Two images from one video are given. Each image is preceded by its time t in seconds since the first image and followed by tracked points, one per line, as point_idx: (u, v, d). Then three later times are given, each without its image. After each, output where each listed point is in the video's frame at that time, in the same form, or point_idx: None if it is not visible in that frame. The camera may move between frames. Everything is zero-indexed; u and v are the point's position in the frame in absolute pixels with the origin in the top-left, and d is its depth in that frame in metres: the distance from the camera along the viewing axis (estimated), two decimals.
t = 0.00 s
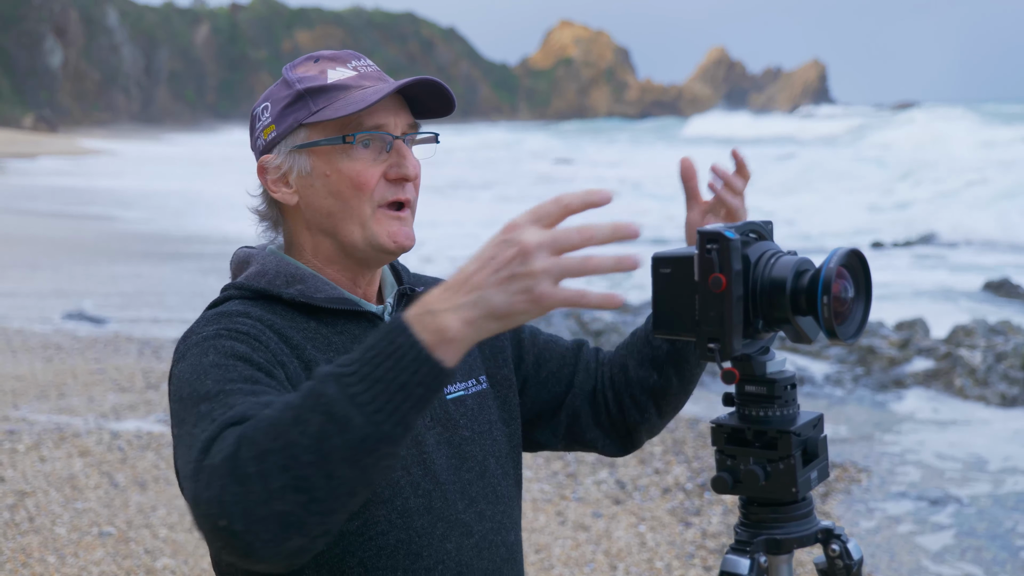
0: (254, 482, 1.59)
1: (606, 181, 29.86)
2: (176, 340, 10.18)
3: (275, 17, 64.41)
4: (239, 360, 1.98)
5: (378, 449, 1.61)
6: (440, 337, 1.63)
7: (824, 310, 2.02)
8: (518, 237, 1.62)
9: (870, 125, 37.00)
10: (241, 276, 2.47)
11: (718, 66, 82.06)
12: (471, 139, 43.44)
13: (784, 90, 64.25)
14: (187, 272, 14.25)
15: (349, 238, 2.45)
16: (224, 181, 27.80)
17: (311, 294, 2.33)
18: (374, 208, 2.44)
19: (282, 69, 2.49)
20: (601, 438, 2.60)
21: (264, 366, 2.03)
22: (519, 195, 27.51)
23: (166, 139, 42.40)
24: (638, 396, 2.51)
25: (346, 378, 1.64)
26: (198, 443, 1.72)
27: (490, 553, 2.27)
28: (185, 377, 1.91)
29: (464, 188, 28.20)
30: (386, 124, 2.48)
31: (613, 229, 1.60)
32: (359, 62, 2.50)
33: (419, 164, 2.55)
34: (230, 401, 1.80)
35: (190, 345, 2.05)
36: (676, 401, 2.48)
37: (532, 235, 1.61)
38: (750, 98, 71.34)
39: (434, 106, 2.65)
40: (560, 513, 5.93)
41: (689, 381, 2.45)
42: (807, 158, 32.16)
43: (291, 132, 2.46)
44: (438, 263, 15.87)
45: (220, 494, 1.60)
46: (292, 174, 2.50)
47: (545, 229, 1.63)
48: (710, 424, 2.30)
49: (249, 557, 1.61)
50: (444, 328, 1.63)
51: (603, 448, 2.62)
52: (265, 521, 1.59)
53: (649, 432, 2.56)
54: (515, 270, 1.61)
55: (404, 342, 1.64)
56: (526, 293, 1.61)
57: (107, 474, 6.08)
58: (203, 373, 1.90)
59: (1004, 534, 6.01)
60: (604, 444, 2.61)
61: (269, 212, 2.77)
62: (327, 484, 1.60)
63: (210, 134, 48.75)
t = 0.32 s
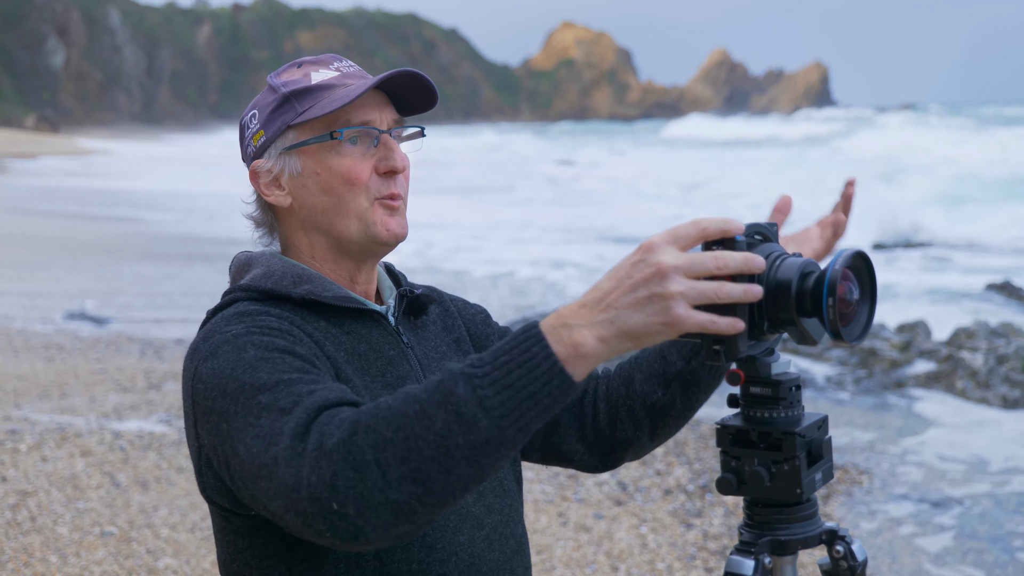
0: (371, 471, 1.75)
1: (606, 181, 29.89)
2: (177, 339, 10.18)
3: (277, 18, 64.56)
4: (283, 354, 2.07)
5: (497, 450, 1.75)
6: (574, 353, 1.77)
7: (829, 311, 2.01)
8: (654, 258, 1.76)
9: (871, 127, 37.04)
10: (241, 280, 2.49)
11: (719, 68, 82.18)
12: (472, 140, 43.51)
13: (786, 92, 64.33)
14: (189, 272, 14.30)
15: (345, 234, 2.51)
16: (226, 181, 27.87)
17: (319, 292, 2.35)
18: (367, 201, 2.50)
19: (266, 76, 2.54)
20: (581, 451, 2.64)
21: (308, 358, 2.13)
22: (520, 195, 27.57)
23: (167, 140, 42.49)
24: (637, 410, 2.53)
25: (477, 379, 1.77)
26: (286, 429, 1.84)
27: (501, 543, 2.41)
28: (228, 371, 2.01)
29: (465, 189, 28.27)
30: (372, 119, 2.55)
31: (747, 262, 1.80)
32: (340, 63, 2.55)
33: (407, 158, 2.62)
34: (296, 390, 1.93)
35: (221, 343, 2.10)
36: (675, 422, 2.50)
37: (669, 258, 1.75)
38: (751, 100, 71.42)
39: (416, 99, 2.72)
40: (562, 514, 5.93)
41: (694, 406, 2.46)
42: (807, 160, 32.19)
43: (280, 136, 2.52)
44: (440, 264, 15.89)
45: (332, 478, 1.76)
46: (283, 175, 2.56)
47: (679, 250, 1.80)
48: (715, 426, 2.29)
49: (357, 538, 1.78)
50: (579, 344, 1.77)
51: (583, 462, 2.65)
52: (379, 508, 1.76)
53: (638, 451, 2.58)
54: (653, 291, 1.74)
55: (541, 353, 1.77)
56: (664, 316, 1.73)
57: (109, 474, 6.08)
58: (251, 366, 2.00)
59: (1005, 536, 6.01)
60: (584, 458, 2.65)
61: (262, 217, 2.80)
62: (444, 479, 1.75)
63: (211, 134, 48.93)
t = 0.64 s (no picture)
0: (386, 470, 1.76)
1: (606, 181, 29.93)
2: (179, 339, 10.18)
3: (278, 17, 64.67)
4: (295, 353, 2.08)
5: (512, 451, 1.75)
6: (590, 354, 1.77)
7: (833, 311, 2.01)
8: (672, 258, 1.76)
9: (870, 129, 37.08)
10: (244, 283, 2.49)
11: (719, 69, 82.24)
12: (473, 141, 43.56)
13: (786, 93, 64.49)
14: (189, 271, 14.31)
15: (347, 236, 2.51)
16: (226, 181, 27.94)
17: (327, 293, 2.35)
18: (367, 203, 2.51)
19: (268, 79, 2.54)
20: (578, 461, 2.65)
21: (319, 357, 2.14)
22: (520, 195, 27.64)
23: (167, 141, 42.56)
24: (640, 430, 2.58)
25: (493, 378, 1.78)
26: (301, 430, 1.86)
27: (512, 538, 2.46)
28: (240, 372, 2.01)
29: (466, 190, 28.32)
30: (372, 121, 2.55)
31: (753, 264, 1.82)
32: (341, 67, 2.55)
33: (406, 159, 2.61)
34: (308, 390, 1.94)
35: (232, 345, 2.10)
36: (676, 444, 2.58)
37: (687, 258, 1.76)
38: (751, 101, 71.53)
39: (417, 100, 2.72)
40: (562, 514, 5.93)
41: (698, 431, 2.57)
42: (808, 161, 32.22)
43: (283, 138, 2.52)
44: (440, 265, 15.89)
45: (348, 477, 1.77)
46: (285, 178, 2.56)
47: (695, 248, 1.80)
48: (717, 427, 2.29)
49: (374, 538, 1.79)
50: (594, 346, 1.77)
51: (578, 473, 2.66)
52: (394, 507, 1.76)
53: (633, 466, 2.63)
54: (671, 290, 1.74)
55: (554, 352, 1.78)
56: (681, 315, 1.73)
57: (109, 474, 6.08)
58: (262, 367, 2.01)
59: (1004, 537, 6.00)
60: (579, 468, 2.66)
61: (263, 219, 2.80)
62: (460, 478, 1.75)
63: (212, 134, 48.99)
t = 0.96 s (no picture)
0: (391, 479, 1.76)
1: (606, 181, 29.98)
2: (179, 341, 10.18)
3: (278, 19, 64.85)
4: (296, 362, 2.08)
5: (517, 456, 1.75)
6: (590, 357, 1.78)
7: (830, 314, 2.01)
8: (671, 261, 1.75)
9: (870, 132, 37.17)
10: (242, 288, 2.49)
11: (718, 71, 82.40)
12: (473, 143, 43.66)
13: (785, 95, 64.71)
14: (189, 273, 14.32)
15: (344, 240, 2.52)
16: (226, 182, 28.01)
17: (325, 299, 2.36)
18: (364, 209, 2.51)
19: (268, 81, 2.54)
20: (574, 466, 2.65)
21: (320, 365, 2.14)
22: (520, 197, 27.72)
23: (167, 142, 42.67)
24: (637, 436, 2.58)
25: (495, 385, 1.78)
26: (305, 440, 1.86)
27: (515, 539, 2.46)
28: (243, 383, 2.02)
29: (466, 192, 28.39)
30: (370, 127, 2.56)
31: (751, 265, 1.82)
32: (341, 72, 2.56)
33: (404, 166, 2.62)
34: (311, 400, 1.94)
35: (233, 354, 2.10)
36: (672, 450, 2.58)
37: (685, 261, 1.76)
38: (751, 103, 71.74)
39: (416, 109, 2.73)
40: (562, 516, 5.94)
41: (695, 437, 2.56)
42: (808, 162, 32.27)
43: (280, 142, 2.52)
44: (440, 266, 15.92)
45: (353, 488, 1.77)
46: (282, 182, 2.56)
47: (692, 250, 1.80)
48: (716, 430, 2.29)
49: (380, 547, 1.79)
50: (594, 349, 1.77)
51: (574, 477, 2.66)
52: (401, 516, 1.77)
53: (629, 471, 2.63)
54: (669, 293, 1.74)
55: (555, 356, 1.78)
56: (680, 317, 1.73)
57: (109, 476, 6.07)
58: (264, 377, 2.01)
59: (1004, 540, 6.00)
60: (576, 472, 2.66)
61: (259, 222, 2.81)
62: (465, 485, 1.75)
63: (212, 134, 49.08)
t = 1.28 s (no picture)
0: (388, 483, 1.77)
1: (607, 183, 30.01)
2: (180, 343, 10.18)
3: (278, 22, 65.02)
4: (294, 364, 2.08)
5: (514, 458, 1.76)
6: (587, 359, 1.78)
7: (829, 317, 2.02)
8: (670, 264, 1.76)
9: (871, 135, 37.15)
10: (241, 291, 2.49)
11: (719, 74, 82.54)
12: (474, 147, 43.76)
13: (786, 97, 64.80)
14: (189, 276, 14.33)
15: (342, 244, 2.53)
16: (227, 185, 28.05)
17: (324, 301, 2.37)
18: (363, 213, 2.52)
19: (268, 85, 2.55)
20: (572, 468, 2.66)
21: (319, 366, 2.14)
22: (520, 200, 27.78)
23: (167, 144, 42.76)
24: (633, 438, 2.58)
25: (492, 388, 1.78)
26: (303, 442, 1.87)
27: (515, 540, 2.46)
28: (241, 385, 2.02)
29: (466, 195, 28.43)
30: (370, 133, 2.57)
31: (750, 270, 1.82)
32: (342, 76, 2.57)
33: (403, 171, 2.62)
34: (309, 402, 1.95)
35: (232, 356, 2.11)
36: (669, 452, 2.58)
37: (682, 263, 1.76)
38: (752, 106, 71.89)
39: (417, 115, 2.74)
40: (562, 518, 5.93)
41: (692, 439, 2.56)
42: (809, 165, 32.30)
43: (279, 147, 2.52)
44: (440, 269, 15.93)
45: (351, 490, 1.78)
46: (281, 186, 2.57)
47: (690, 253, 1.81)
48: (717, 432, 2.30)
49: (377, 549, 1.79)
50: (591, 350, 1.78)
51: (571, 479, 2.67)
52: (398, 519, 1.77)
53: (626, 473, 2.63)
54: (667, 294, 1.74)
55: (552, 357, 1.79)
56: (677, 320, 1.74)
57: (110, 479, 6.08)
58: (262, 379, 2.01)
59: (1005, 544, 5.99)
60: (574, 474, 2.66)
61: (259, 225, 2.81)
62: (463, 488, 1.76)
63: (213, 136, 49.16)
